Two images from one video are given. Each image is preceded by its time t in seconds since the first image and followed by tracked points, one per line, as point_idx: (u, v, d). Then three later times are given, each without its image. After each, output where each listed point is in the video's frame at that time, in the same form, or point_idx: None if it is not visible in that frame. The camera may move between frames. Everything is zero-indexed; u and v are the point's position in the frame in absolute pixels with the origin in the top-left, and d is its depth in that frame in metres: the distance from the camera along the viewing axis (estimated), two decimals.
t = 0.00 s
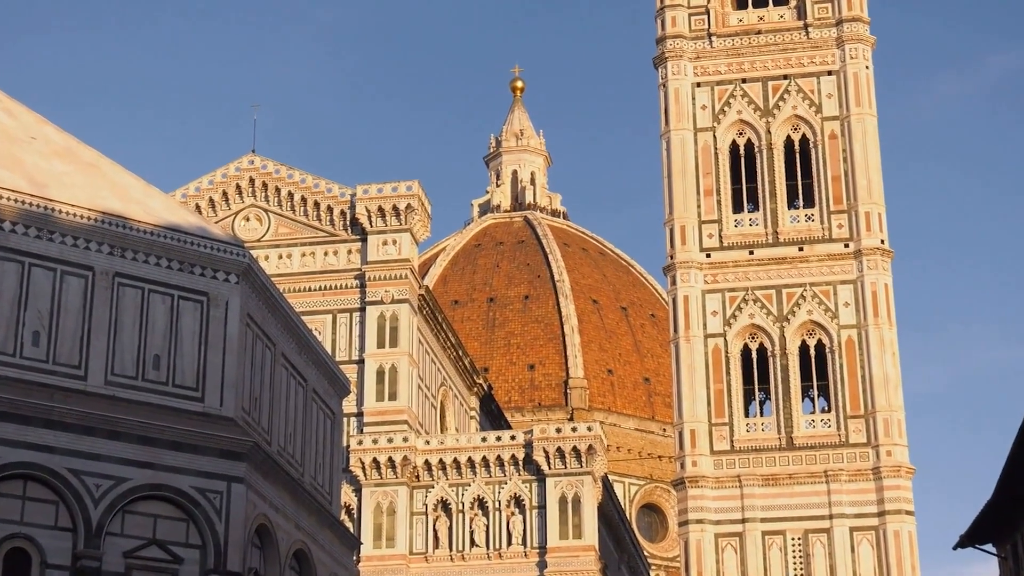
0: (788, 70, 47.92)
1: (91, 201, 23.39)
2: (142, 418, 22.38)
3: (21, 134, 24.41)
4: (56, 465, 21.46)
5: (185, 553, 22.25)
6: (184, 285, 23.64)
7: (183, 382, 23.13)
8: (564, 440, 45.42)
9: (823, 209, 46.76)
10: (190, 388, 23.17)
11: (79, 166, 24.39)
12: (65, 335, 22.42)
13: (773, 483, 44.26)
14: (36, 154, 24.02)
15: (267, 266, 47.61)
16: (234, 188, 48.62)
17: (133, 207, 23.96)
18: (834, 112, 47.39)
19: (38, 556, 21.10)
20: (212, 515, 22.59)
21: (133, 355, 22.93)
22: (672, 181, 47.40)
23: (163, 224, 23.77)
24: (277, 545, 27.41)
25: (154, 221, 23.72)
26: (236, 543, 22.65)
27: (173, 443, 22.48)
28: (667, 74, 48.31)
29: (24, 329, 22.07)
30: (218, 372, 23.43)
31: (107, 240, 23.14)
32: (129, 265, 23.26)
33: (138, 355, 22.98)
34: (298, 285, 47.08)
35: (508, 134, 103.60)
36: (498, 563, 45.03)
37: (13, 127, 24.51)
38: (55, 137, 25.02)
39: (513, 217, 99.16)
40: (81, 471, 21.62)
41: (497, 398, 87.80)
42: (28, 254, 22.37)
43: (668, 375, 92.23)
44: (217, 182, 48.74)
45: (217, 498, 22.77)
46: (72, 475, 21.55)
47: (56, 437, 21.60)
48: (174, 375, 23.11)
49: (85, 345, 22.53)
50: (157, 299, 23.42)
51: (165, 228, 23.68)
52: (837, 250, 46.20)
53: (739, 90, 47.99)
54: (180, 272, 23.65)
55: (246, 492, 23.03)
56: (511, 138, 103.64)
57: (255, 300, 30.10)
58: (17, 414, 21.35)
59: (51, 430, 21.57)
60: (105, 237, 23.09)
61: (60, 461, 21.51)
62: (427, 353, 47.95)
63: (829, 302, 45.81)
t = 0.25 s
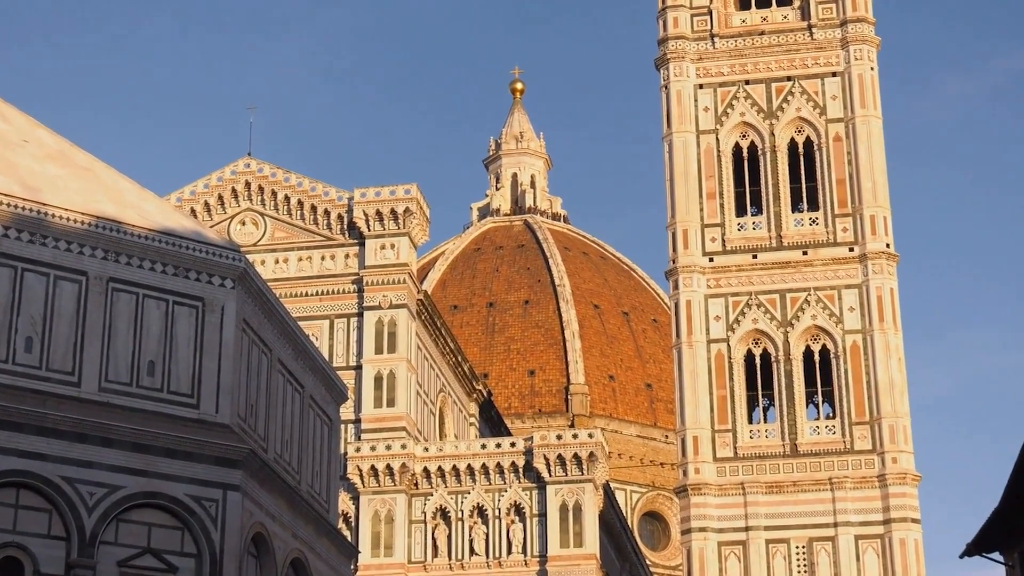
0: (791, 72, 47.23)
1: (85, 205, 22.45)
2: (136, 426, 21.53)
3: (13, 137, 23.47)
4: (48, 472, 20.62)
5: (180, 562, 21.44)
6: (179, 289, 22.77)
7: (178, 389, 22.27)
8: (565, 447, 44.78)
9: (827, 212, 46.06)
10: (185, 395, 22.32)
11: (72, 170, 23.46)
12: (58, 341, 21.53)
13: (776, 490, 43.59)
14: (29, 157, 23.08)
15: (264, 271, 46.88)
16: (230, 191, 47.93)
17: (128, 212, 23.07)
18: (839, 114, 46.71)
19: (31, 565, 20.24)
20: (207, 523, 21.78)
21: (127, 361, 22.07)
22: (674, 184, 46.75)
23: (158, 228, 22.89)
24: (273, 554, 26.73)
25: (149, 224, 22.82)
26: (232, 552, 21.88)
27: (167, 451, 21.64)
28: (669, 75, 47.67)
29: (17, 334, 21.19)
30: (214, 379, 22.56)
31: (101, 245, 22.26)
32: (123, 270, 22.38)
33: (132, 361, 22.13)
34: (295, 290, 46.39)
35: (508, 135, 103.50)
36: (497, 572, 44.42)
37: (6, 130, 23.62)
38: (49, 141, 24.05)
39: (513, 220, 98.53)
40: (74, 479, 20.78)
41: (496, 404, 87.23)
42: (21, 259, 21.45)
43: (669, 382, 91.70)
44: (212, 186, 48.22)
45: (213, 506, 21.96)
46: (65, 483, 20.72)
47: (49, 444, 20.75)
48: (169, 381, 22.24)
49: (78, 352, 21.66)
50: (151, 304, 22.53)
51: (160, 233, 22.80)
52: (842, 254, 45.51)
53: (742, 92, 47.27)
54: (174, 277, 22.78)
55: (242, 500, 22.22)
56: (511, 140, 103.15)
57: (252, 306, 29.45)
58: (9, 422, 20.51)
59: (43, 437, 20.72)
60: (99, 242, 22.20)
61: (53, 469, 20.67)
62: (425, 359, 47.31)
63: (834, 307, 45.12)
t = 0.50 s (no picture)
0: (794, 73, 46.82)
1: (81, 207, 22.10)
2: (132, 430, 21.13)
3: (8, 139, 22.87)
4: (44, 477, 20.23)
5: (176, 568, 21.03)
6: (176, 292, 22.40)
7: (174, 393, 21.92)
8: (566, 451, 44.42)
9: (830, 214, 45.65)
10: (182, 399, 21.98)
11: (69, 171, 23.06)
12: (54, 345, 21.21)
13: (779, 495, 43.17)
14: (24, 159, 22.51)
15: (261, 273, 46.49)
16: (227, 193, 47.53)
17: (125, 214, 22.63)
18: (841, 115, 46.29)
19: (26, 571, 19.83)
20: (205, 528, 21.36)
21: (124, 365, 21.73)
22: (675, 185, 46.33)
23: (155, 231, 22.54)
24: (271, 559, 26.32)
25: (145, 227, 22.46)
26: (229, 558, 21.46)
27: (164, 456, 21.20)
28: (670, 76, 47.25)
29: (11, 338, 20.87)
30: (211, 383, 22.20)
31: (97, 247, 21.91)
32: (119, 273, 22.02)
33: (128, 364, 21.79)
34: (293, 293, 45.98)
35: (507, 137, 102.87)
36: None
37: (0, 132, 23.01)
38: (44, 142, 23.40)
39: (513, 222, 98.09)
40: (70, 484, 20.38)
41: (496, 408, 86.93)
42: (16, 262, 21.12)
43: (671, 385, 91.26)
44: (209, 188, 47.80)
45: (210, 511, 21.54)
46: (61, 488, 20.33)
47: (45, 449, 20.35)
48: (166, 385, 21.89)
49: (73, 355, 21.32)
50: (148, 307, 22.18)
51: (157, 235, 22.44)
52: (844, 256, 45.12)
53: (744, 93, 46.86)
54: (172, 279, 22.41)
55: (240, 505, 21.81)
56: (511, 141, 102.23)
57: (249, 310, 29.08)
58: (5, 427, 20.10)
59: (39, 442, 20.33)
60: (95, 245, 21.86)
61: (49, 474, 20.27)
62: (424, 362, 46.89)
63: (837, 310, 44.71)
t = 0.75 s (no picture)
0: (798, 74, 46.10)
1: (73, 211, 21.79)
2: (125, 437, 20.87)
3: None
4: (36, 486, 20.01)
5: None
6: (170, 298, 22.03)
7: (168, 399, 21.57)
8: (566, 458, 43.64)
9: (835, 218, 44.94)
10: (175, 406, 21.63)
11: (61, 174, 22.67)
12: (46, 350, 20.88)
13: (783, 503, 42.40)
14: (14, 163, 22.27)
15: (256, 278, 45.72)
16: (221, 197, 46.74)
17: (118, 218, 22.26)
18: (846, 117, 45.56)
19: None
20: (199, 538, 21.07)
21: (117, 371, 21.38)
22: (677, 189, 45.63)
23: (148, 234, 22.18)
24: (266, 568, 25.68)
25: (139, 231, 22.09)
26: (224, 568, 21.14)
27: (157, 463, 20.94)
28: (672, 77, 46.48)
29: (2, 343, 20.56)
30: (205, 389, 21.84)
31: (89, 252, 21.56)
32: (112, 278, 21.66)
33: (121, 371, 21.44)
34: (289, 298, 45.25)
35: (507, 140, 101.96)
36: None
37: None
38: (37, 145, 23.14)
39: (512, 226, 97.34)
40: (62, 492, 20.16)
41: (495, 414, 85.90)
42: (7, 267, 20.83)
43: (673, 392, 90.18)
44: (203, 191, 46.84)
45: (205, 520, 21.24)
46: (53, 496, 20.10)
47: (36, 456, 20.12)
48: (159, 392, 21.54)
49: (65, 361, 20.99)
50: (141, 312, 21.82)
51: (150, 239, 22.06)
52: (849, 260, 44.38)
53: (747, 94, 46.16)
54: (165, 284, 22.05)
55: (235, 513, 21.48)
56: (510, 144, 101.68)
57: (245, 315, 28.48)
58: None
59: (30, 449, 20.11)
60: (87, 249, 21.51)
61: (40, 482, 20.05)
62: (422, 367, 46.14)
63: (842, 315, 43.99)
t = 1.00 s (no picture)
0: (801, 75, 45.57)
1: (67, 215, 21.62)
2: (120, 443, 20.67)
3: None
4: (29, 492, 19.81)
5: None
6: (166, 302, 21.89)
7: (164, 405, 21.42)
8: (567, 464, 43.18)
9: (839, 221, 44.37)
10: (171, 411, 21.48)
11: (56, 177, 22.45)
12: (40, 356, 20.71)
13: (786, 510, 41.90)
14: (7, 165, 22.04)
15: (253, 282, 45.18)
16: (217, 199, 46.24)
17: (112, 221, 22.09)
18: (850, 119, 45.03)
19: None
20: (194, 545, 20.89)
21: (112, 376, 21.23)
22: (679, 192, 45.04)
23: (144, 237, 22.03)
24: None
25: (134, 234, 21.95)
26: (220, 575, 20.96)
27: (153, 469, 20.75)
28: (674, 78, 45.93)
29: None
30: (201, 395, 21.69)
31: (84, 255, 21.41)
32: (107, 281, 21.52)
33: (116, 375, 21.28)
34: (286, 302, 44.69)
35: (507, 141, 102.03)
36: None
37: None
38: (30, 146, 22.87)
39: (512, 229, 96.83)
40: (56, 498, 19.96)
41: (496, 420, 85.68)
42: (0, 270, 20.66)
43: (675, 396, 89.95)
44: (199, 195, 46.41)
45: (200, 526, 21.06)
46: (47, 503, 19.91)
47: (30, 462, 19.92)
48: (155, 397, 21.38)
49: (59, 366, 20.83)
50: (137, 316, 21.67)
51: (146, 243, 21.92)
52: (853, 264, 43.82)
53: (750, 96, 45.59)
54: (161, 288, 21.90)
55: (231, 521, 21.32)
56: (510, 146, 101.69)
57: (242, 320, 27.96)
58: None
59: (23, 455, 19.90)
60: (82, 252, 21.36)
61: (34, 488, 19.85)
62: (421, 372, 45.58)
63: (846, 319, 43.43)
